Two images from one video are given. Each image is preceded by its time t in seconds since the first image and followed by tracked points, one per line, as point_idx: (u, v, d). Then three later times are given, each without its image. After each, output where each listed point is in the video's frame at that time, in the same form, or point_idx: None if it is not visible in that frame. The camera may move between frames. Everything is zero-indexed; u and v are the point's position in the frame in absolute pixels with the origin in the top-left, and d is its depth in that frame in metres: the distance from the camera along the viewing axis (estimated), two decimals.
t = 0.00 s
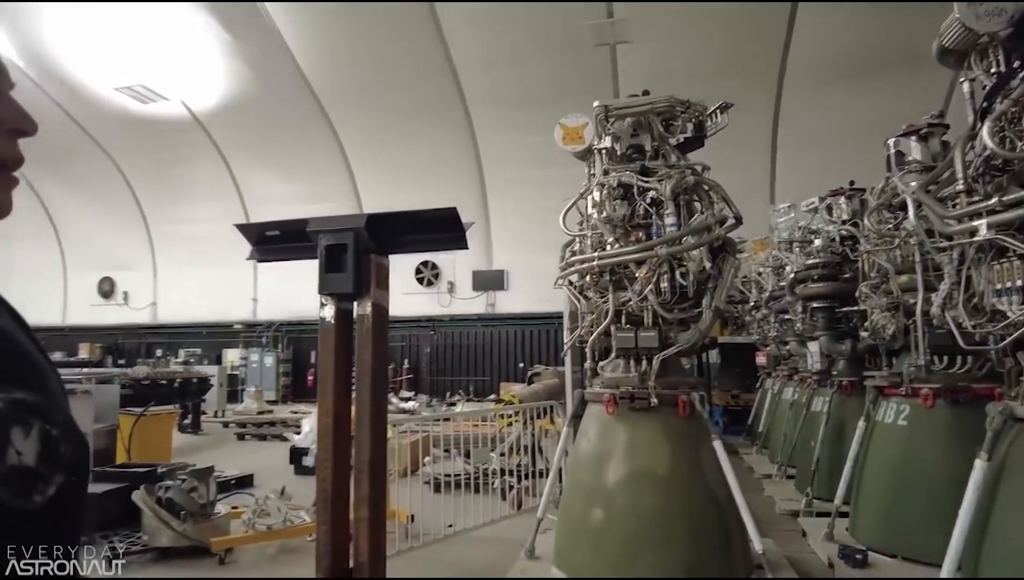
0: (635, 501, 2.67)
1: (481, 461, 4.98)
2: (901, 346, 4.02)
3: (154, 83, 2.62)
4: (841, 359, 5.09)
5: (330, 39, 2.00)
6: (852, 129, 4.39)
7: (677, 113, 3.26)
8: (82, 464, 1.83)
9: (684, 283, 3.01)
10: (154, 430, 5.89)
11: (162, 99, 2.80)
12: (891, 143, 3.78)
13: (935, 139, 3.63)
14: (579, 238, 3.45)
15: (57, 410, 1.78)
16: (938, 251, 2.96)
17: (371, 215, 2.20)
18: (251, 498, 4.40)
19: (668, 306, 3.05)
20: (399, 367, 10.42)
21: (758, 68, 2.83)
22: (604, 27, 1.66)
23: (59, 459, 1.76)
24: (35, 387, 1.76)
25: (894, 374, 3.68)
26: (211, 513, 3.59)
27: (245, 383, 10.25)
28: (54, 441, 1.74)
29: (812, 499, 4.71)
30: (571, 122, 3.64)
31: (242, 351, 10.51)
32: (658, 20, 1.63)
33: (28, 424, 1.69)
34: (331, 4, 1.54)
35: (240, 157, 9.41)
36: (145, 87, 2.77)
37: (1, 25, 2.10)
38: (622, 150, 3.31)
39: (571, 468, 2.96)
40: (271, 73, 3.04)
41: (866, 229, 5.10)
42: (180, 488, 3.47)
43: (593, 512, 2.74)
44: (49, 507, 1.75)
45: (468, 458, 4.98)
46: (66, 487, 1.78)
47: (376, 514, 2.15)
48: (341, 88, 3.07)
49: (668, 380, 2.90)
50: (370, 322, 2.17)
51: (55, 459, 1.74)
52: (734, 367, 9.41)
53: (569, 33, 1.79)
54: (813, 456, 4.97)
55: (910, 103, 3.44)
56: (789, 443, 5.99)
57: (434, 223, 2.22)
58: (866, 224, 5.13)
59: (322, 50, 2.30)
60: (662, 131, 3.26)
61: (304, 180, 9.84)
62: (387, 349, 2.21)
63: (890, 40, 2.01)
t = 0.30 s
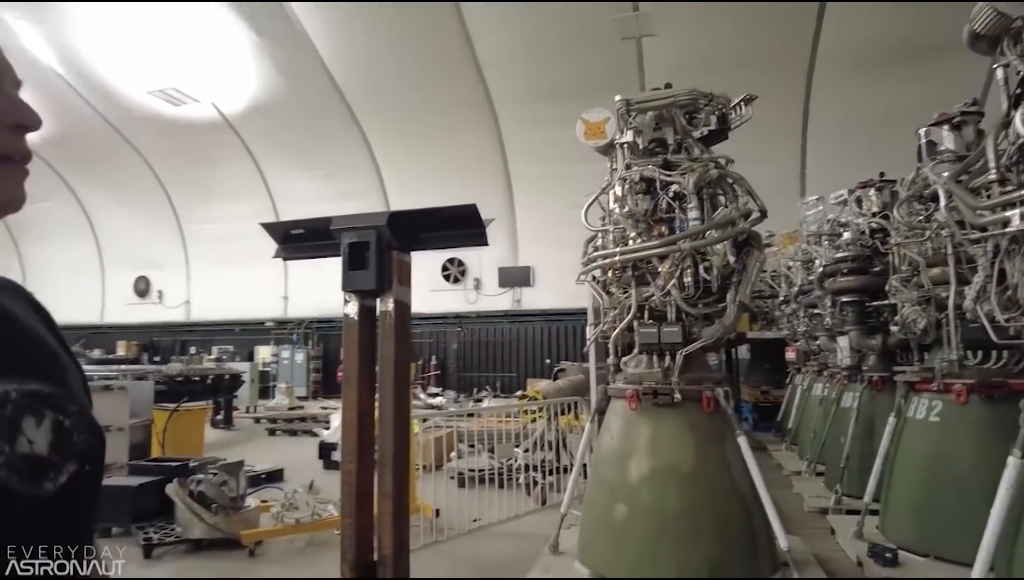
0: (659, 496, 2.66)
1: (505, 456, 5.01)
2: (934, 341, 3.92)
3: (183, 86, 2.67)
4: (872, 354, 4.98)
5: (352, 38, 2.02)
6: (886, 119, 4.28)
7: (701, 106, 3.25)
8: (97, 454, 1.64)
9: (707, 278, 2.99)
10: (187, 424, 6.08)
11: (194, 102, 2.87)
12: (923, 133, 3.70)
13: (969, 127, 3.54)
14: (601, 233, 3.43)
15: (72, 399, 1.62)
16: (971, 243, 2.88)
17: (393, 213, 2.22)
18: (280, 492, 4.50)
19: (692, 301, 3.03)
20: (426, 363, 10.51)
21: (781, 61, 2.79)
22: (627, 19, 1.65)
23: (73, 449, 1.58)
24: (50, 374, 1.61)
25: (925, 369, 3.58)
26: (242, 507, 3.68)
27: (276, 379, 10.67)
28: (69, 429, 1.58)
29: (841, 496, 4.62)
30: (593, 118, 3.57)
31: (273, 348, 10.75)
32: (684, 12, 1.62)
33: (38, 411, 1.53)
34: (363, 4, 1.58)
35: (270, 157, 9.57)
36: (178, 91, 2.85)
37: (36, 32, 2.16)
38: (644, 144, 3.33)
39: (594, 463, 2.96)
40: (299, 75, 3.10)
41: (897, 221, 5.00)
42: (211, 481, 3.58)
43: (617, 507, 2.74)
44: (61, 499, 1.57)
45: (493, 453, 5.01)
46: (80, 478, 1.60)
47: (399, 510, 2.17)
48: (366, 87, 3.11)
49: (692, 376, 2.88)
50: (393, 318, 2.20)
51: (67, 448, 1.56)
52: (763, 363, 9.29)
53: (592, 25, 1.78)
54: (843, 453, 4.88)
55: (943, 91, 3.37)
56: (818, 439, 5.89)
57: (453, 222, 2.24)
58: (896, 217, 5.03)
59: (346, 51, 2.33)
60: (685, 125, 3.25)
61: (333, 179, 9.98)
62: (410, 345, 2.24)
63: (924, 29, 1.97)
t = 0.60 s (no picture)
0: (682, 495, 2.65)
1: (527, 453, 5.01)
2: (965, 339, 3.84)
3: (209, 87, 2.70)
4: (900, 352, 4.88)
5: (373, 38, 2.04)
6: (915, 112, 4.19)
7: (723, 102, 3.20)
8: (124, 451, 1.75)
9: (731, 276, 2.96)
10: (214, 420, 6.19)
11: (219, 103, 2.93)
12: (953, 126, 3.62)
13: (1001, 120, 3.45)
14: (623, 231, 3.41)
15: (99, 399, 1.73)
16: (1003, 239, 2.81)
17: (415, 212, 2.25)
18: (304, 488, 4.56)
19: (715, 299, 3.00)
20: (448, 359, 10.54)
21: (806, 54, 2.74)
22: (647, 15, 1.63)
23: (102, 447, 1.70)
24: (78, 373, 1.73)
25: (955, 368, 3.50)
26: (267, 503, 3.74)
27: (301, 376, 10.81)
28: (98, 428, 1.70)
29: (867, 496, 4.55)
30: (613, 114, 3.59)
31: (298, 345, 10.88)
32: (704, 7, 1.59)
33: (69, 410, 1.64)
34: (386, 3, 1.59)
35: (294, 157, 9.67)
36: (203, 92, 2.91)
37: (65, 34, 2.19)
38: (665, 141, 3.28)
39: (617, 461, 2.95)
40: (322, 76, 3.13)
41: (924, 217, 4.94)
42: (237, 477, 3.63)
43: (639, 506, 2.74)
44: (91, 496, 1.68)
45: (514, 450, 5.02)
46: (108, 475, 1.71)
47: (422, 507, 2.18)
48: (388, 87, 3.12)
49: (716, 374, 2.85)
50: (414, 317, 2.21)
51: (97, 447, 1.68)
52: (788, 361, 9.16)
53: (612, 21, 1.77)
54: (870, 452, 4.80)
55: (974, 83, 3.28)
56: (845, 438, 5.80)
57: (474, 221, 2.25)
58: (925, 212, 4.95)
59: (367, 51, 2.35)
60: (708, 121, 3.21)
61: (355, 178, 10.06)
62: (431, 342, 2.25)
63: (954, 23, 1.93)
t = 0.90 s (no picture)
0: (709, 497, 2.61)
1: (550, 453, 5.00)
2: (999, 340, 3.75)
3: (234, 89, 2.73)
4: (930, 352, 4.77)
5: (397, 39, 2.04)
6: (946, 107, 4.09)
7: (750, 98, 3.16)
8: (176, 463, 1.67)
9: (760, 275, 2.93)
10: (239, 418, 6.27)
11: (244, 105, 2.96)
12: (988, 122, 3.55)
13: None
14: (648, 229, 3.39)
15: (155, 408, 1.63)
16: None
17: (441, 213, 2.25)
18: (327, 486, 4.61)
19: (743, 299, 2.97)
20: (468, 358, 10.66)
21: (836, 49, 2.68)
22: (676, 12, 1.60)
23: (155, 457, 1.61)
24: (139, 379, 1.62)
25: (990, 369, 3.42)
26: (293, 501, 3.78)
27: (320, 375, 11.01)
28: (153, 438, 1.61)
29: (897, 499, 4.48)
30: (639, 112, 3.51)
31: (321, 344, 10.99)
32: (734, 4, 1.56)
33: (124, 420, 1.54)
34: (412, 4, 1.60)
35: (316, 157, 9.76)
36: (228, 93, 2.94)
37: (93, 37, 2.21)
38: (692, 139, 3.24)
39: (643, 462, 2.92)
40: (346, 76, 3.14)
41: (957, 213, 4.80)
42: (263, 475, 3.69)
43: (665, 508, 2.71)
44: (145, 506, 1.59)
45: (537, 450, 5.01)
46: (160, 486, 1.63)
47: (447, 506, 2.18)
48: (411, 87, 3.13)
49: (744, 375, 2.82)
50: (440, 317, 2.21)
51: (151, 458, 1.60)
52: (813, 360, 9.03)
53: (637, 18, 1.75)
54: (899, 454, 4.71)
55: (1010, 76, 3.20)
56: (872, 439, 5.70)
57: (499, 222, 2.24)
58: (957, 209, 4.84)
59: (392, 53, 2.35)
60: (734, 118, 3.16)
61: (376, 177, 10.11)
62: (457, 342, 2.25)
63: (987, 20, 1.89)
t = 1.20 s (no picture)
0: (731, 499, 2.59)
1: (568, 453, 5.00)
2: None
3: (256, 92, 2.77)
4: (955, 353, 4.69)
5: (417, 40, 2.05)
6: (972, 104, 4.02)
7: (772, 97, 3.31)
8: (240, 473, 1.66)
9: (783, 276, 2.90)
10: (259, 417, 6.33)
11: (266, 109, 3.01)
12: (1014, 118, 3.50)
13: None
14: (669, 230, 3.37)
15: (220, 416, 1.63)
16: None
17: (461, 214, 2.25)
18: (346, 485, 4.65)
19: (766, 299, 2.95)
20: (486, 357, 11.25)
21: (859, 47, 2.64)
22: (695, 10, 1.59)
23: (214, 467, 1.61)
24: (214, 389, 1.64)
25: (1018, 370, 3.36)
26: (312, 500, 3.85)
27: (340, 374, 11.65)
28: (212, 447, 1.61)
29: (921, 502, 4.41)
30: (659, 113, 3.39)
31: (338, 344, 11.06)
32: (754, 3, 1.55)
33: (182, 427, 1.56)
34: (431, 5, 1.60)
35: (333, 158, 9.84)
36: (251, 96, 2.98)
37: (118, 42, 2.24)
38: (713, 138, 3.48)
39: (664, 463, 2.91)
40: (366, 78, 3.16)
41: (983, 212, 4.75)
42: (284, 475, 3.78)
43: (687, 510, 2.69)
44: (198, 518, 1.58)
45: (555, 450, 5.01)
46: (218, 496, 1.62)
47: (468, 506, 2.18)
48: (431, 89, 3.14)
49: (767, 376, 2.79)
50: (462, 317, 2.22)
51: (208, 467, 1.59)
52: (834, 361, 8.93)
53: (656, 17, 1.74)
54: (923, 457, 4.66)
55: None
56: (895, 440, 5.62)
57: (520, 224, 2.24)
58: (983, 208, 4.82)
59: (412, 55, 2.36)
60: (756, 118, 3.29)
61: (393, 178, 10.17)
62: (477, 342, 2.26)
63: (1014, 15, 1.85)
